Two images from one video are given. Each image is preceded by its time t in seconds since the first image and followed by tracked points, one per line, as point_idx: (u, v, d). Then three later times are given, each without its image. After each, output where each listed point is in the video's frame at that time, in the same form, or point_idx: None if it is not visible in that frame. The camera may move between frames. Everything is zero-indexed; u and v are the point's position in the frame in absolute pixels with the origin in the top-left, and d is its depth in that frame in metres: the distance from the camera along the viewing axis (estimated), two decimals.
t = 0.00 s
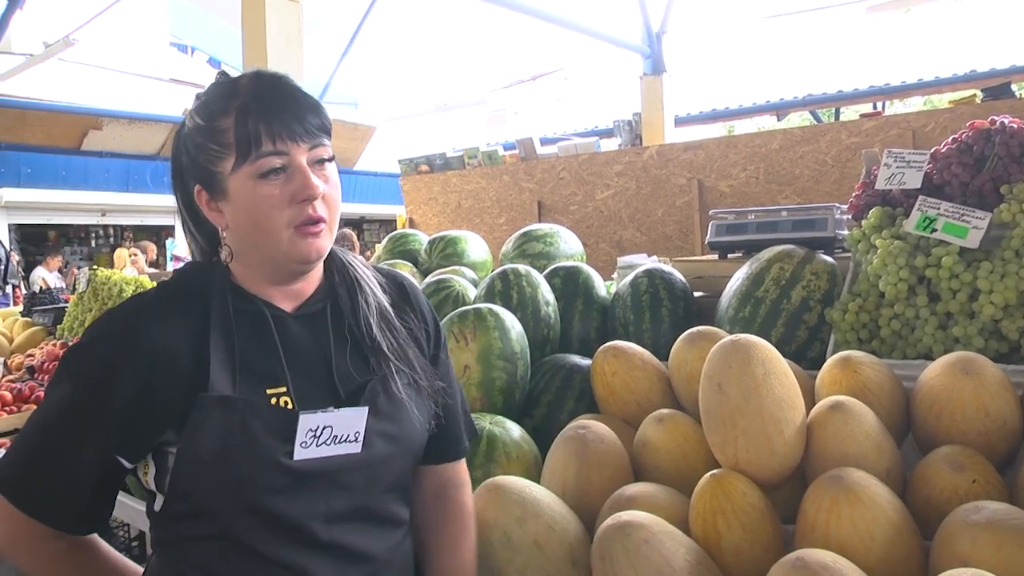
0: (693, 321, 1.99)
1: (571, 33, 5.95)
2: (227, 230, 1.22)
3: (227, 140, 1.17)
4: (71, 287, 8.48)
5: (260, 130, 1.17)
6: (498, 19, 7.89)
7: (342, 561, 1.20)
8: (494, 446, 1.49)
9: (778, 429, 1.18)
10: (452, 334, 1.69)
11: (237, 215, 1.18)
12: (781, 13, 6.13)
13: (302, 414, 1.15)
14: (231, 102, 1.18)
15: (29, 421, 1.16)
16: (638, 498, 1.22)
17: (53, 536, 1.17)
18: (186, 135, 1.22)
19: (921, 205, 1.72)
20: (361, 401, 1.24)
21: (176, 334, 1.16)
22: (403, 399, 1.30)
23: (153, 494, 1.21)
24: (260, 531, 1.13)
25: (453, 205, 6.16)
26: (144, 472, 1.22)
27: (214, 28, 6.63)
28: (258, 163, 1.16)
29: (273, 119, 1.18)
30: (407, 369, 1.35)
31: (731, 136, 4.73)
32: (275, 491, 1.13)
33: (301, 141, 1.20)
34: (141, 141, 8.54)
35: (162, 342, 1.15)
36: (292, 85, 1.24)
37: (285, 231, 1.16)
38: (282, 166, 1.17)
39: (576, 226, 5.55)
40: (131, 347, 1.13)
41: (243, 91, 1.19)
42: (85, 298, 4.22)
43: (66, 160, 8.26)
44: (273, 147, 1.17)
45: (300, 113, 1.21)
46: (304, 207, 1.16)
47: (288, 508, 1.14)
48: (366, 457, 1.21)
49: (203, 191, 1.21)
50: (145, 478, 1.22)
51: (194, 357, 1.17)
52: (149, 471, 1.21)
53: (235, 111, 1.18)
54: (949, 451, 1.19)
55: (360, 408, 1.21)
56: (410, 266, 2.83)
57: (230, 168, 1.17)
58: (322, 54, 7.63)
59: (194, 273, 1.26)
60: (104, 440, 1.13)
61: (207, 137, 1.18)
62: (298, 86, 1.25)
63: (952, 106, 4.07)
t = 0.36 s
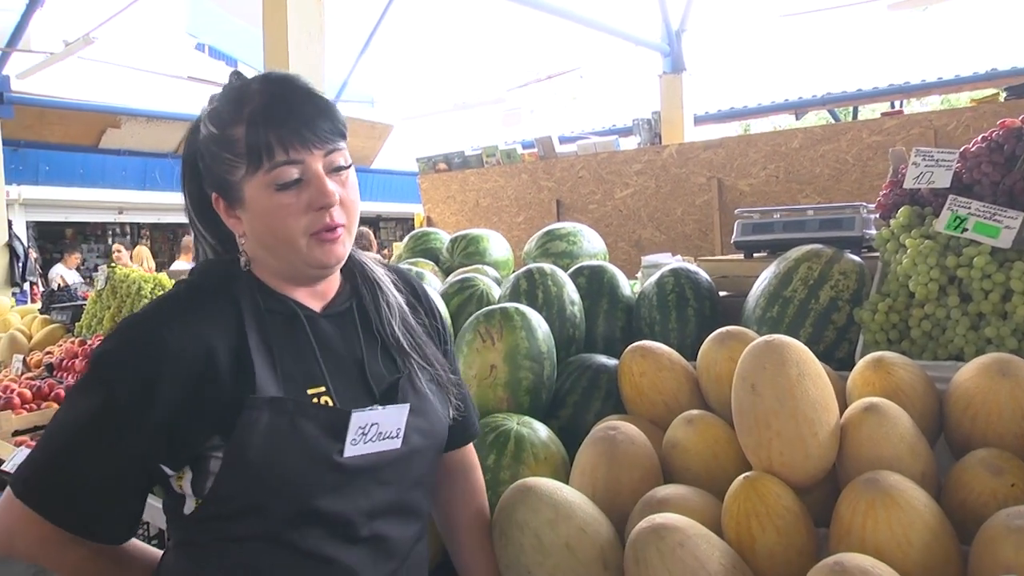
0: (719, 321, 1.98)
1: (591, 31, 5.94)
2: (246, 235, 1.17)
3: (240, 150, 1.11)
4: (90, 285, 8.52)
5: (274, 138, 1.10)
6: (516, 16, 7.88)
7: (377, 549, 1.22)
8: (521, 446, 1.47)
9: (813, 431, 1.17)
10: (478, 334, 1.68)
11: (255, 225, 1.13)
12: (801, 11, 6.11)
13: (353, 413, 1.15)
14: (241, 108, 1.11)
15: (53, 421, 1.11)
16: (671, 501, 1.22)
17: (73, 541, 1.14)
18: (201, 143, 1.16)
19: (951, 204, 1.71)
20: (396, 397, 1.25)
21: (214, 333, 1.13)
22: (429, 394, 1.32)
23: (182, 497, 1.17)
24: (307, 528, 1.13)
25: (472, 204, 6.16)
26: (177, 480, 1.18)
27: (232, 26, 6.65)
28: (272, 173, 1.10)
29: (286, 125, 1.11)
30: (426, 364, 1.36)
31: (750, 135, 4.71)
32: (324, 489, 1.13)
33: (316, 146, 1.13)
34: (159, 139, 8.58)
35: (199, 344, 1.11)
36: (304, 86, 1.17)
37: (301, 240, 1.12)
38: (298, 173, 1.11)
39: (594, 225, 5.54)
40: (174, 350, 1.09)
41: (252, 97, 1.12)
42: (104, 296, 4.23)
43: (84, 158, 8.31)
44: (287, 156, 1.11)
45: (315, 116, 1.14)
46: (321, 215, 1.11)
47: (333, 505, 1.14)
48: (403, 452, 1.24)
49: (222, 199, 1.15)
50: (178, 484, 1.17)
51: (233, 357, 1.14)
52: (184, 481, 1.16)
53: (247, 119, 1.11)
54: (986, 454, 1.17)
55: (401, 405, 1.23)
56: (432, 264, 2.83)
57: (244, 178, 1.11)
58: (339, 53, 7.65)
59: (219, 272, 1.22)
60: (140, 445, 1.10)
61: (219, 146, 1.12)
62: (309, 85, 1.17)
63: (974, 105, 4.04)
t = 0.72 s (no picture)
0: (732, 322, 1.97)
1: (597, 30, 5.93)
2: (264, 228, 1.14)
3: (275, 140, 1.08)
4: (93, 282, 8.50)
5: (313, 134, 1.09)
6: (522, 15, 7.87)
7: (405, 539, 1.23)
8: (537, 448, 1.45)
9: (836, 434, 1.15)
10: (492, 335, 1.66)
11: (277, 218, 1.10)
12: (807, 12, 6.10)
13: (387, 403, 1.17)
14: (279, 99, 1.09)
15: (67, 430, 1.06)
16: (691, 504, 1.20)
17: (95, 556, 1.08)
18: (223, 129, 1.11)
19: (968, 205, 1.69)
20: (417, 388, 1.26)
21: (240, 332, 1.11)
22: (438, 381, 1.34)
23: (205, 502, 1.15)
24: (346, 521, 1.14)
25: (476, 203, 6.15)
26: (201, 484, 1.14)
27: (236, 26, 6.64)
28: (306, 167, 1.08)
29: (325, 122, 1.10)
30: (429, 353, 1.37)
31: (757, 135, 4.69)
32: (359, 482, 1.14)
33: (350, 145, 1.12)
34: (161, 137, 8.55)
35: (227, 343, 1.09)
36: (338, 86, 1.16)
37: (324, 237, 1.10)
38: (330, 170, 1.10)
39: (599, 225, 5.53)
40: (206, 352, 1.07)
41: (290, 89, 1.10)
42: (107, 294, 4.22)
43: (87, 155, 8.31)
44: (323, 152, 1.09)
45: (351, 116, 1.13)
46: (348, 215, 1.10)
47: (367, 496, 1.15)
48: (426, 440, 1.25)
49: (242, 187, 1.11)
50: (203, 489, 1.14)
51: (258, 355, 1.12)
52: (209, 486, 1.14)
53: (286, 111, 1.09)
54: (1011, 459, 1.16)
55: (425, 395, 1.25)
56: (441, 264, 2.82)
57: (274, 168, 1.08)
58: (344, 53, 7.65)
59: (229, 269, 1.18)
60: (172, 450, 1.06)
61: (249, 134, 1.08)
62: (341, 85, 1.17)
63: (982, 106, 4.02)
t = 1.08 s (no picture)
0: (739, 323, 1.95)
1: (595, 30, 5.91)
2: (285, 218, 1.13)
3: (309, 129, 1.09)
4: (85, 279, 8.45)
5: (349, 124, 1.11)
6: (518, 13, 7.85)
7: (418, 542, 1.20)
8: (545, 451, 1.43)
9: (852, 437, 1.14)
10: (499, 336, 1.65)
11: (305, 209, 1.11)
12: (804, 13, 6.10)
13: (400, 399, 1.15)
14: (313, 89, 1.10)
15: (75, 436, 1.03)
16: (705, 508, 1.18)
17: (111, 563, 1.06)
18: (246, 116, 1.11)
19: (978, 207, 1.66)
20: (432, 383, 1.25)
21: (250, 325, 1.09)
22: (452, 378, 1.32)
23: (216, 501, 1.13)
24: (361, 520, 1.11)
25: (473, 203, 6.13)
26: (212, 484, 1.12)
27: (232, 24, 6.60)
28: (341, 157, 1.10)
29: (360, 113, 1.12)
30: (441, 351, 1.36)
31: (755, 136, 4.68)
32: (373, 481, 1.12)
33: (382, 138, 1.15)
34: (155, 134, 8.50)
35: (240, 335, 1.07)
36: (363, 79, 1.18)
37: (353, 228, 1.12)
38: (362, 162, 1.12)
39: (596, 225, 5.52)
40: (216, 345, 1.04)
41: (322, 79, 1.12)
42: (102, 291, 4.19)
43: (80, 152, 8.26)
44: (359, 144, 1.12)
45: (382, 107, 1.15)
46: (376, 207, 1.13)
47: (380, 496, 1.13)
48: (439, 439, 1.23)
49: (266, 176, 1.11)
50: (214, 488, 1.12)
51: (270, 347, 1.10)
52: (220, 483, 1.11)
53: (321, 101, 1.10)
54: None
55: (438, 390, 1.23)
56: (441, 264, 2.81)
57: (308, 157, 1.09)
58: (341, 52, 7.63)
59: (240, 261, 1.16)
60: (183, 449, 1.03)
61: (281, 121, 1.08)
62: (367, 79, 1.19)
63: (981, 108, 4.01)
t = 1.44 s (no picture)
0: (737, 326, 1.94)
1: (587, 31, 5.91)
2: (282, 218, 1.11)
3: (302, 125, 1.07)
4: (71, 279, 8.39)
5: (341, 120, 1.08)
6: (510, 13, 7.84)
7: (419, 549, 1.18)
8: (547, 456, 1.42)
9: (859, 442, 1.13)
10: (498, 339, 1.66)
11: (298, 207, 1.08)
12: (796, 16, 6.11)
13: (398, 405, 1.13)
14: (309, 85, 1.08)
15: (71, 443, 0.99)
16: (711, 514, 1.17)
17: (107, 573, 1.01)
18: (243, 114, 1.09)
19: (979, 211, 1.65)
20: (434, 388, 1.22)
21: (246, 328, 1.06)
22: (457, 382, 1.30)
23: (213, 508, 1.10)
24: (361, 529, 1.09)
25: (463, 204, 6.11)
26: (208, 490, 1.10)
27: (221, 23, 6.57)
28: (333, 155, 1.07)
29: (355, 110, 1.09)
30: (447, 354, 1.34)
31: (748, 139, 4.68)
32: (373, 489, 1.10)
33: (379, 136, 1.12)
34: (142, 133, 8.46)
35: (235, 339, 1.05)
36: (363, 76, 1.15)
37: (347, 226, 1.08)
38: (357, 159, 1.09)
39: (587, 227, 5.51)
40: (211, 349, 1.02)
41: (319, 76, 1.10)
42: (90, 292, 4.16)
43: (67, 150, 8.21)
44: (351, 140, 1.09)
45: (379, 105, 1.13)
46: (371, 206, 1.09)
47: (381, 506, 1.11)
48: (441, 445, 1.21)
49: (261, 173, 1.09)
50: (210, 495, 1.10)
51: (266, 350, 1.07)
52: (217, 489, 1.09)
53: (316, 97, 1.08)
54: None
55: (441, 395, 1.20)
56: (437, 265, 2.80)
57: (300, 154, 1.06)
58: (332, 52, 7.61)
59: (240, 262, 1.15)
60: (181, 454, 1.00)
61: (275, 118, 1.07)
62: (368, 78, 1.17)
63: (973, 113, 4.02)
